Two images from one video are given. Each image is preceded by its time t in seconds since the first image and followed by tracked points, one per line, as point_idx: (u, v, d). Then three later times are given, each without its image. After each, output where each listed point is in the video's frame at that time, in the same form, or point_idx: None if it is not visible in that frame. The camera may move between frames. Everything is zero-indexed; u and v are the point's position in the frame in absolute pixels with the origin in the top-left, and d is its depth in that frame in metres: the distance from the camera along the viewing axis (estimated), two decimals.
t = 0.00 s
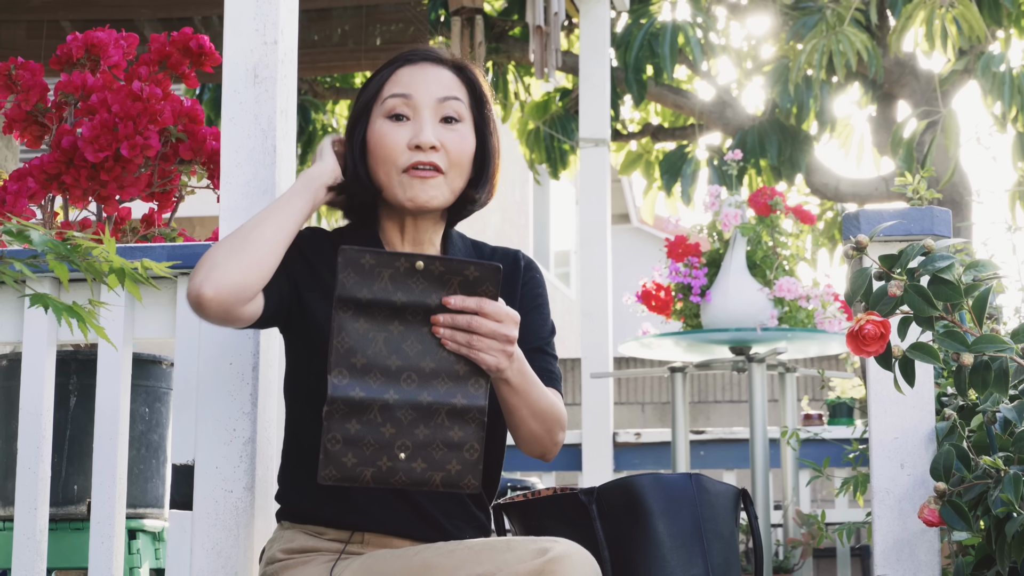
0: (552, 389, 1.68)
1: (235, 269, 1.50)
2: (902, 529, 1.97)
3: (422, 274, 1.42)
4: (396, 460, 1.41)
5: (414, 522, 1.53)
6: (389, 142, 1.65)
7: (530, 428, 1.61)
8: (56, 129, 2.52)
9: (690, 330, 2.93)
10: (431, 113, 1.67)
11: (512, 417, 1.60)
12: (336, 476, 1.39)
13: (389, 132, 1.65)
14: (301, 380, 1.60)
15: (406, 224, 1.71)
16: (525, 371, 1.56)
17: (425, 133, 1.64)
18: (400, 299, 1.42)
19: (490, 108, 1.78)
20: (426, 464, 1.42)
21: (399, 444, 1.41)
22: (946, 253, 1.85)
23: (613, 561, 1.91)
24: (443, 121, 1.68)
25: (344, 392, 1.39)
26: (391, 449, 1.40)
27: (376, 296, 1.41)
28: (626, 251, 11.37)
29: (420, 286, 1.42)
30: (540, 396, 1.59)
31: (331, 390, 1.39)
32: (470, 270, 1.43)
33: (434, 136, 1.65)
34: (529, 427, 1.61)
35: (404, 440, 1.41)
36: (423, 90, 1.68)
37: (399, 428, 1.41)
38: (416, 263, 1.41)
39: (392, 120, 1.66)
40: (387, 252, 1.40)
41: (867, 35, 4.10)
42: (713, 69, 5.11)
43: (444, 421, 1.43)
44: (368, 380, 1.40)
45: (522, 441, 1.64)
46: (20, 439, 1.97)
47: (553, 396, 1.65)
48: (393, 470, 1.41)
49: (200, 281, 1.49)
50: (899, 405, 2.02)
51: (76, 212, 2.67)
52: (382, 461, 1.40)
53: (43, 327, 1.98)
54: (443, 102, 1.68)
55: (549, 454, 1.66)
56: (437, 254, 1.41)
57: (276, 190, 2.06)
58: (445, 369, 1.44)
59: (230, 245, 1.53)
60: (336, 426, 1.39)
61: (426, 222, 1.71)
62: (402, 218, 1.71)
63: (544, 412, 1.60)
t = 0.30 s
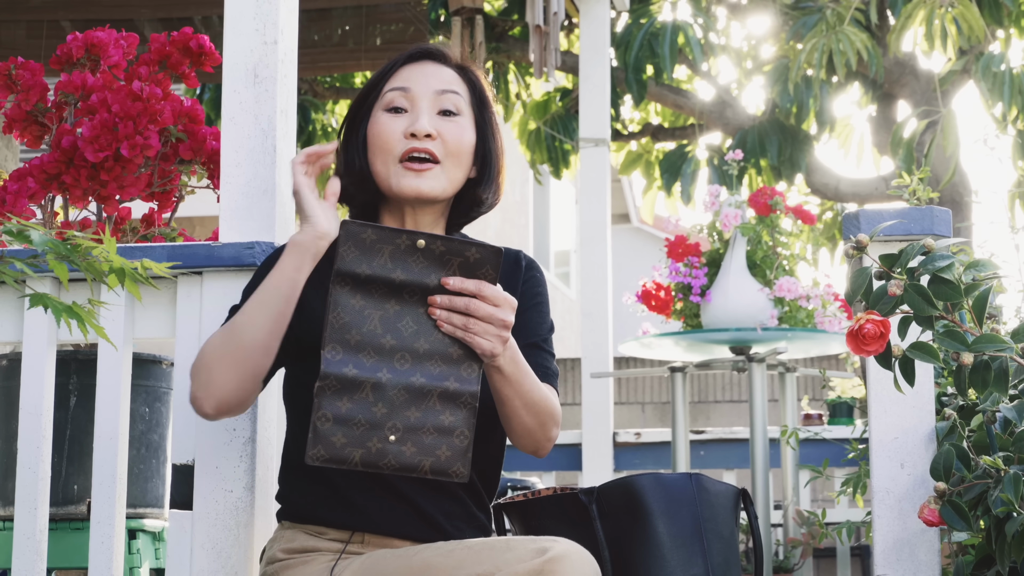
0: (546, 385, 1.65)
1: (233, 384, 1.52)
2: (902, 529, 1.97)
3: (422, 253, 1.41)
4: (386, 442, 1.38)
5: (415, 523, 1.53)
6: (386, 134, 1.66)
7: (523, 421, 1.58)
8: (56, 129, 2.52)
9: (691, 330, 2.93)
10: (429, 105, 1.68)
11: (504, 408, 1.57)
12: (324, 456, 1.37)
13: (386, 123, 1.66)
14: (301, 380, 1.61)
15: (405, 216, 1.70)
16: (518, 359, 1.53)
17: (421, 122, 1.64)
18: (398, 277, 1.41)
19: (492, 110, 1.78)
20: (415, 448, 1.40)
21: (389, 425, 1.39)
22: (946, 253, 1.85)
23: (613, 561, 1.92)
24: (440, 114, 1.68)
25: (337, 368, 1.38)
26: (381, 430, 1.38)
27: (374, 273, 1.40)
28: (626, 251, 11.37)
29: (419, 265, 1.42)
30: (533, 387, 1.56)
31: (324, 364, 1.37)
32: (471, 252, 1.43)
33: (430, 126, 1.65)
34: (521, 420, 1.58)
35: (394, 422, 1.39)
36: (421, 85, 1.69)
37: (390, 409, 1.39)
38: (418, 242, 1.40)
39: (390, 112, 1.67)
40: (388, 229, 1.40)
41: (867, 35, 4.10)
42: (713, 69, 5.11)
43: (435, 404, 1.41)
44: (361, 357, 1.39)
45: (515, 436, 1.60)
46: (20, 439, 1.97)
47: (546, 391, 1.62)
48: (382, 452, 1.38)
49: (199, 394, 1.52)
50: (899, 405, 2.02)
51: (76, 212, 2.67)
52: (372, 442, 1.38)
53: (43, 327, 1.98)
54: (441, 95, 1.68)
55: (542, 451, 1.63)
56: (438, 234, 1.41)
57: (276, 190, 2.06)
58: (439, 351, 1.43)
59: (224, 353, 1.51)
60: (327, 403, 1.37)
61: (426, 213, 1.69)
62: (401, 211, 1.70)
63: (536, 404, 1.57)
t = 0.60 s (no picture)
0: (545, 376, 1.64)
1: (255, 344, 1.47)
2: (902, 529, 1.97)
3: (419, 238, 1.39)
4: (388, 426, 1.38)
5: (415, 522, 1.52)
6: (383, 144, 1.66)
7: (523, 408, 1.57)
8: (57, 129, 2.52)
9: (691, 330, 2.93)
10: (425, 113, 1.67)
11: (505, 395, 1.56)
12: (327, 440, 1.37)
13: (383, 134, 1.66)
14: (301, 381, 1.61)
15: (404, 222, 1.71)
16: (518, 344, 1.53)
17: (416, 133, 1.64)
18: (396, 264, 1.39)
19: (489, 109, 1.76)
20: (418, 431, 1.39)
21: (392, 409, 1.38)
22: (946, 254, 1.85)
23: (613, 561, 1.92)
24: (437, 121, 1.67)
25: (338, 355, 1.37)
26: (383, 415, 1.38)
27: (372, 260, 1.38)
28: (626, 251, 11.37)
29: (416, 250, 1.40)
30: (533, 374, 1.56)
31: (324, 352, 1.37)
32: (467, 234, 1.40)
33: (426, 136, 1.64)
34: (522, 408, 1.57)
35: (396, 406, 1.39)
36: (417, 92, 1.68)
37: (391, 393, 1.39)
38: (413, 227, 1.38)
39: (387, 122, 1.67)
40: (384, 216, 1.38)
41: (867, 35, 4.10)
42: (713, 69, 5.11)
43: (437, 388, 1.40)
44: (362, 344, 1.38)
45: (516, 424, 1.59)
46: (20, 439, 1.97)
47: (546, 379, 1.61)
48: (385, 436, 1.38)
49: (219, 355, 1.47)
50: (899, 405, 2.02)
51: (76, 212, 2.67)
52: (374, 427, 1.38)
53: (43, 327, 1.98)
54: (438, 102, 1.67)
55: (543, 442, 1.62)
56: (434, 219, 1.39)
57: (276, 190, 2.06)
58: (439, 334, 1.41)
59: (248, 314, 1.48)
60: (329, 390, 1.37)
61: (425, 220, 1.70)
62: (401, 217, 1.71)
63: (537, 391, 1.57)
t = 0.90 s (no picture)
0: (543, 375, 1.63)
1: (220, 406, 1.55)
2: (902, 529, 1.97)
3: (415, 217, 1.41)
4: (386, 404, 1.38)
5: (417, 519, 1.52)
6: (391, 154, 1.65)
7: (519, 401, 1.55)
8: (57, 129, 2.52)
9: (690, 330, 2.93)
10: (433, 125, 1.66)
11: (501, 386, 1.54)
12: (325, 418, 1.37)
13: (391, 145, 1.65)
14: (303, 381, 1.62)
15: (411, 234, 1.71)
16: (513, 332, 1.52)
17: (424, 146, 1.63)
18: (393, 243, 1.40)
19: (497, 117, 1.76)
20: (415, 409, 1.39)
21: (390, 388, 1.38)
22: (946, 254, 1.85)
23: (613, 561, 1.92)
24: (446, 132, 1.66)
25: (337, 333, 1.37)
26: (381, 392, 1.38)
27: (369, 238, 1.40)
28: (626, 251, 11.36)
29: (413, 228, 1.41)
30: (528, 366, 1.54)
31: (323, 329, 1.37)
32: (462, 212, 1.42)
33: (434, 149, 1.64)
34: (518, 400, 1.55)
35: (394, 384, 1.38)
36: (427, 103, 1.67)
37: (389, 371, 1.38)
38: (409, 205, 1.41)
39: (396, 132, 1.66)
40: (381, 195, 1.40)
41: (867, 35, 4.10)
42: (713, 69, 5.11)
43: (434, 365, 1.39)
44: (360, 321, 1.38)
45: (512, 418, 1.57)
46: (20, 439, 1.97)
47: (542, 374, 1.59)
48: (383, 414, 1.38)
49: (188, 404, 1.56)
50: (899, 405, 2.02)
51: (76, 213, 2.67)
52: (372, 405, 1.38)
53: (43, 327, 1.98)
54: (447, 114, 1.66)
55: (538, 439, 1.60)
56: (429, 198, 1.41)
57: (276, 190, 2.06)
58: (435, 313, 1.41)
59: (213, 381, 1.52)
60: (327, 367, 1.37)
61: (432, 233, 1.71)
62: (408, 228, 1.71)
63: (533, 384, 1.55)
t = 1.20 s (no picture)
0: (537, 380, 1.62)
1: (199, 401, 1.54)
2: (902, 529, 1.97)
3: (407, 228, 1.44)
4: (379, 403, 1.37)
5: (415, 518, 1.52)
6: (393, 157, 1.65)
7: (513, 409, 1.53)
8: (57, 129, 2.52)
9: (690, 330, 2.93)
10: (435, 130, 1.66)
11: (495, 395, 1.52)
12: (317, 417, 1.37)
13: (394, 149, 1.65)
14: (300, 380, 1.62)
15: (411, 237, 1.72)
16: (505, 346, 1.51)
17: (427, 151, 1.63)
18: (385, 252, 1.43)
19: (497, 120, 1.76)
20: (408, 409, 1.38)
21: (382, 387, 1.37)
22: (946, 254, 1.85)
23: (613, 561, 1.92)
24: (448, 138, 1.67)
25: (329, 333, 1.38)
26: (374, 391, 1.37)
27: (362, 248, 1.42)
28: (626, 251, 11.36)
29: (405, 239, 1.44)
30: (522, 378, 1.53)
31: (315, 329, 1.37)
32: (454, 222, 1.45)
33: (436, 154, 1.64)
34: (512, 409, 1.53)
35: (387, 383, 1.37)
36: (429, 107, 1.67)
37: (382, 371, 1.38)
38: (401, 217, 1.44)
39: (398, 136, 1.66)
40: (373, 208, 1.44)
41: (867, 35, 4.10)
42: (713, 69, 5.11)
43: (428, 365, 1.39)
44: (353, 323, 1.39)
45: (506, 425, 1.55)
46: (20, 439, 1.97)
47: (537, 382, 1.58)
48: (375, 414, 1.37)
49: (168, 392, 1.55)
50: (899, 405, 2.02)
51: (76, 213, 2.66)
52: (364, 404, 1.37)
53: (43, 327, 1.98)
54: (449, 119, 1.66)
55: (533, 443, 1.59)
56: (421, 209, 1.44)
57: (276, 190, 2.06)
58: (429, 316, 1.41)
59: (196, 376, 1.51)
60: (320, 365, 1.37)
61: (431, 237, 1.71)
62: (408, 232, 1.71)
63: (526, 395, 1.53)
